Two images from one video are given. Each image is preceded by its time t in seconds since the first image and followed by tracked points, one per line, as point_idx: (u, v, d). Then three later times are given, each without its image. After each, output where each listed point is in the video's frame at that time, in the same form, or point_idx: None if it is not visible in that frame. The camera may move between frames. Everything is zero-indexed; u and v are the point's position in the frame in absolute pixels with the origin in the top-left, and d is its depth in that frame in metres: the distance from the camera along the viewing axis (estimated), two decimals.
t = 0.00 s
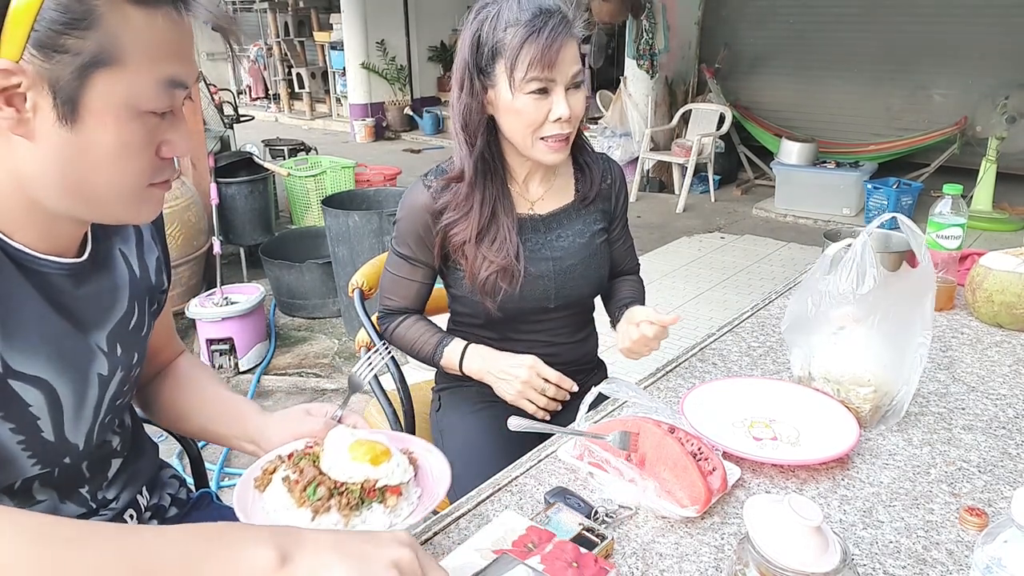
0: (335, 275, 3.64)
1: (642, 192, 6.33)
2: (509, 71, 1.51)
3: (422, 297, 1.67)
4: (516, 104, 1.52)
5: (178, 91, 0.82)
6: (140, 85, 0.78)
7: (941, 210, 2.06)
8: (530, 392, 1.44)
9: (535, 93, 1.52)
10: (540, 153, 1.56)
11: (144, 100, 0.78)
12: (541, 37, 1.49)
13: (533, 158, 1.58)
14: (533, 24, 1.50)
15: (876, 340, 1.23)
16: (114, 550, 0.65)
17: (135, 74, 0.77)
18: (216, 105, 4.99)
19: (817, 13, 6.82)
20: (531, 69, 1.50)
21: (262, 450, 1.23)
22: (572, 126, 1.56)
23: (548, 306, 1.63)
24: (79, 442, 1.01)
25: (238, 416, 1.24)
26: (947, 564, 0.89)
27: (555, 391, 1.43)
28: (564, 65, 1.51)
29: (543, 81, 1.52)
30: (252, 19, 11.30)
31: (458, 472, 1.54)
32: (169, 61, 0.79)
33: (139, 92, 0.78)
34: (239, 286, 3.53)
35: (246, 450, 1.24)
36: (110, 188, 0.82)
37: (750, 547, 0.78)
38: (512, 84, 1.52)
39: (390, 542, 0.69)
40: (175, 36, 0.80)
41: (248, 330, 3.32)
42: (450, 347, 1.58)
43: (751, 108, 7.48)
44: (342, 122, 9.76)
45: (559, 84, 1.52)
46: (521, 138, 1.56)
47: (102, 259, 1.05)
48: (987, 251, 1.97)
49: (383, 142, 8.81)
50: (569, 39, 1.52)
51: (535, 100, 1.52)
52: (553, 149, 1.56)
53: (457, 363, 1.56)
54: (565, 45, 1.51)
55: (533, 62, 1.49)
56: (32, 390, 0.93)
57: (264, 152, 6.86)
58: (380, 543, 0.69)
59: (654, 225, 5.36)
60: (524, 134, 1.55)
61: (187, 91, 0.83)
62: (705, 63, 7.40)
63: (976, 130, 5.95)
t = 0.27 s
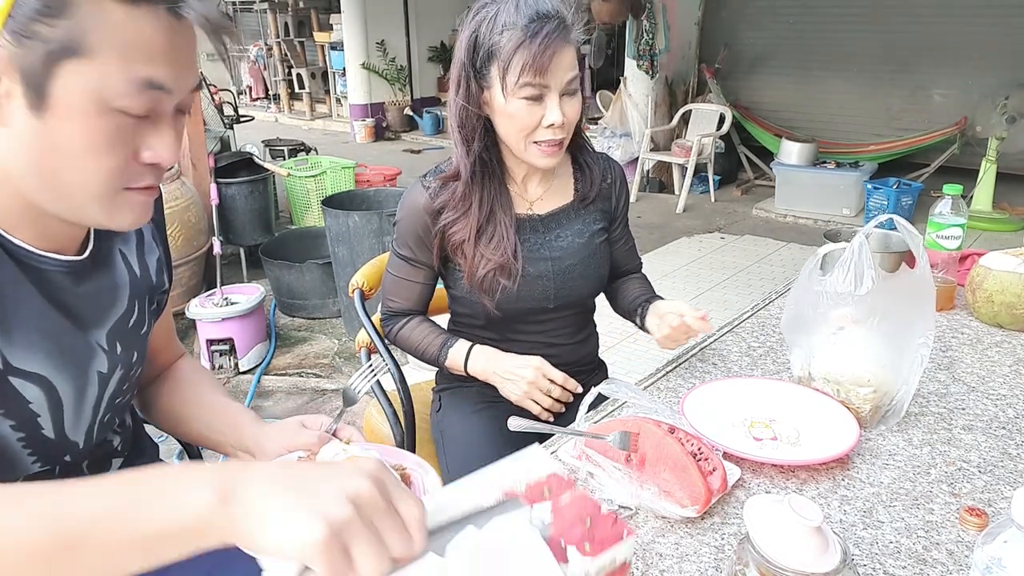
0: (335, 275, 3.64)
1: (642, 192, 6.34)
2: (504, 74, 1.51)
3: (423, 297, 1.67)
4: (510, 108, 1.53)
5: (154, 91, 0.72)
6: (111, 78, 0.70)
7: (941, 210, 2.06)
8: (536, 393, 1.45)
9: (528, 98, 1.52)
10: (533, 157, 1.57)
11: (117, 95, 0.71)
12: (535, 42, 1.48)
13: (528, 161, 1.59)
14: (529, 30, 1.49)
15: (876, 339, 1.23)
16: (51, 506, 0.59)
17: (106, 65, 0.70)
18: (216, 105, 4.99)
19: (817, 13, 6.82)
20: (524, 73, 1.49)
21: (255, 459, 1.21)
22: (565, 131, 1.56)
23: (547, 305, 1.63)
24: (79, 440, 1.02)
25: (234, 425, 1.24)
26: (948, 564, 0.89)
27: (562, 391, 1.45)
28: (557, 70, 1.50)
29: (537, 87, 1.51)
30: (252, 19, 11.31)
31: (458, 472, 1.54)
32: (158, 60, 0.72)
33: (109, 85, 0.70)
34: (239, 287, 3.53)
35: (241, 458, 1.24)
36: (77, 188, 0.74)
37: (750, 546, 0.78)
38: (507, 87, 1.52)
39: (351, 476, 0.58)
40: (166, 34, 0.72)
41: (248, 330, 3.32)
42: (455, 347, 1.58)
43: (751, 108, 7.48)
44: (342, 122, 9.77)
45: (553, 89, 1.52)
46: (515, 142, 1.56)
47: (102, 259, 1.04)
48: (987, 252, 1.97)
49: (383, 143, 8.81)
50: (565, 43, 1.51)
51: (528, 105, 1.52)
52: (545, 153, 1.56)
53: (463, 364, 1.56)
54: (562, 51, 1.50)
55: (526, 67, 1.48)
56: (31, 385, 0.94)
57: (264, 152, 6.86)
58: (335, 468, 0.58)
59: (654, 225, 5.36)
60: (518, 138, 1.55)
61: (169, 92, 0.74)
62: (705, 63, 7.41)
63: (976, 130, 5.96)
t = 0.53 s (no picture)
0: (335, 275, 3.64)
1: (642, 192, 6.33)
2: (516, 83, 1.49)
3: (421, 296, 1.67)
4: (521, 116, 1.52)
5: (120, 88, 0.75)
6: (74, 70, 0.73)
7: (941, 211, 2.06)
8: (529, 397, 1.45)
9: (540, 109, 1.51)
10: (540, 163, 1.57)
11: (80, 88, 0.73)
12: (553, 56, 1.47)
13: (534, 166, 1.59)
14: (545, 41, 1.47)
15: (875, 338, 1.24)
16: None
17: (69, 55, 0.73)
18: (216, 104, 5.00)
19: (817, 13, 6.81)
20: (539, 85, 1.48)
21: (254, 466, 1.22)
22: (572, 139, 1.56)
23: (548, 304, 1.63)
24: (79, 443, 1.01)
25: (234, 429, 1.24)
26: (948, 564, 0.89)
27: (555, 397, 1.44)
28: (572, 82, 1.50)
29: (549, 98, 1.51)
30: (252, 19, 11.31)
31: (458, 471, 1.54)
32: (133, 60, 0.75)
33: (73, 77, 0.73)
34: (239, 286, 3.53)
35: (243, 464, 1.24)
36: (40, 182, 0.77)
37: (750, 546, 0.78)
38: (518, 96, 1.51)
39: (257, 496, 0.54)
40: (146, 37, 0.75)
41: (248, 330, 3.32)
42: (449, 348, 1.58)
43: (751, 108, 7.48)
44: (343, 122, 9.76)
45: (565, 101, 1.51)
46: (522, 148, 1.56)
47: (103, 261, 1.05)
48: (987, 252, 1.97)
49: (383, 143, 8.81)
50: (580, 56, 1.50)
51: (539, 115, 1.51)
52: (551, 159, 1.57)
53: (457, 365, 1.56)
54: (577, 63, 1.49)
55: (543, 80, 1.47)
56: (30, 386, 0.94)
57: (264, 152, 6.86)
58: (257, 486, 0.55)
59: (654, 225, 5.36)
60: (526, 145, 1.55)
61: (139, 94, 0.76)
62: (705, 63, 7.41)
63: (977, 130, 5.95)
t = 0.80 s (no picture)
0: (335, 275, 3.64)
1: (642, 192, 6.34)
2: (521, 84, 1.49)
3: (422, 295, 1.67)
4: (525, 117, 1.52)
5: (115, 94, 0.75)
6: (67, 75, 0.73)
7: (940, 211, 2.06)
8: (534, 395, 1.45)
9: (544, 110, 1.51)
10: (543, 164, 1.57)
11: (72, 93, 0.73)
12: (558, 57, 1.47)
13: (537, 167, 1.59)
14: (549, 41, 1.48)
15: (875, 338, 1.24)
16: None
17: (62, 60, 0.73)
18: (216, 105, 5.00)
19: (817, 13, 6.81)
20: (544, 86, 1.48)
21: (252, 470, 1.21)
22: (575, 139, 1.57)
23: (548, 303, 1.63)
24: (75, 447, 1.01)
25: (234, 434, 1.24)
26: (948, 565, 0.89)
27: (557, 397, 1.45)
28: (576, 83, 1.50)
29: (554, 99, 1.51)
30: (253, 20, 11.31)
31: (458, 471, 1.54)
32: (128, 65, 0.74)
33: (66, 83, 0.73)
34: (239, 287, 3.53)
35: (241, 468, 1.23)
36: (34, 188, 0.77)
37: (750, 547, 0.78)
38: (523, 97, 1.50)
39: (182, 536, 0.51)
40: (141, 42, 0.75)
41: (248, 331, 3.32)
42: (452, 346, 1.58)
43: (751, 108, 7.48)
44: (343, 122, 9.77)
45: (569, 101, 1.51)
46: (526, 148, 1.56)
47: (100, 265, 1.05)
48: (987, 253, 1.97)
49: (383, 143, 8.81)
50: (584, 57, 1.50)
51: (543, 116, 1.51)
52: (555, 159, 1.57)
53: (460, 363, 1.55)
54: (581, 64, 1.50)
55: (548, 81, 1.47)
56: (26, 392, 0.95)
57: (264, 152, 6.86)
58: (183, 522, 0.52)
59: (654, 225, 5.36)
60: (530, 146, 1.55)
61: (133, 100, 0.76)
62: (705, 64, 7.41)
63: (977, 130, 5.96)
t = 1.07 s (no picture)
0: (335, 275, 3.63)
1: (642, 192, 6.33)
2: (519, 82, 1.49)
3: (421, 292, 1.67)
4: (524, 116, 1.52)
5: (103, 97, 0.74)
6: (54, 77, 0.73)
7: (941, 210, 2.06)
8: (534, 390, 1.45)
9: (543, 108, 1.51)
10: (543, 162, 1.57)
11: (60, 96, 0.73)
12: (556, 55, 1.47)
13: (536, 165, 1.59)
14: (546, 39, 1.47)
15: (875, 338, 1.23)
16: None
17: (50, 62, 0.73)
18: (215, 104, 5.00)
19: (818, 13, 6.81)
20: (542, 84, 1.48)
21: (251, 466, 1.21)
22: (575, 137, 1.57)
23: (547, 301, 1.63)
24: (78, 446, 1.02)
25: (234, 433, 1.23)
26: (949, 564, 0.89)
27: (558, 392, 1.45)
28: (575, 81, 1.50)
29: (552, 97, 1.51)
30: (252, 19, 11.30)
31: (458, 471, 1.54)
32: (114, 67, 0.74)
33: (54, 85, 0.73)
34: (239, 287, 3.53)
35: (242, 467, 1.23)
36: (26, 190, 0.77)
37: (750, 547, 0.78)
38: (521, 96, 1.50)
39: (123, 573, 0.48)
40: (128, 44, 0.75)
41: (248, 331, 3.32)
42: (451, 343, 1.58)
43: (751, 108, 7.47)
44: (343, 122, 9.76)
45: (568, 99, 1.51)
46: (525, 147, 1.56)
47: (102, 265, 1.05)
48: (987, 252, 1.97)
49: (383, 142, 8.81)
50: (582, 54, 1.50)
51: (542, 114, 1.51)
52: (555, 158, 1.57)
53: (460, 359, 1.55)
54: (579, 62, 1.49)
55: (546, 79, 1.47)
56: (29, 390, 0.95)
57: (264, 151, 6.86)
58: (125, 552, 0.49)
59: (654, 225, 5.36)
60: (529, 144, 1.55)
61: (123, 102, 0.75)
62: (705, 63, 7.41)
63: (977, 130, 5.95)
